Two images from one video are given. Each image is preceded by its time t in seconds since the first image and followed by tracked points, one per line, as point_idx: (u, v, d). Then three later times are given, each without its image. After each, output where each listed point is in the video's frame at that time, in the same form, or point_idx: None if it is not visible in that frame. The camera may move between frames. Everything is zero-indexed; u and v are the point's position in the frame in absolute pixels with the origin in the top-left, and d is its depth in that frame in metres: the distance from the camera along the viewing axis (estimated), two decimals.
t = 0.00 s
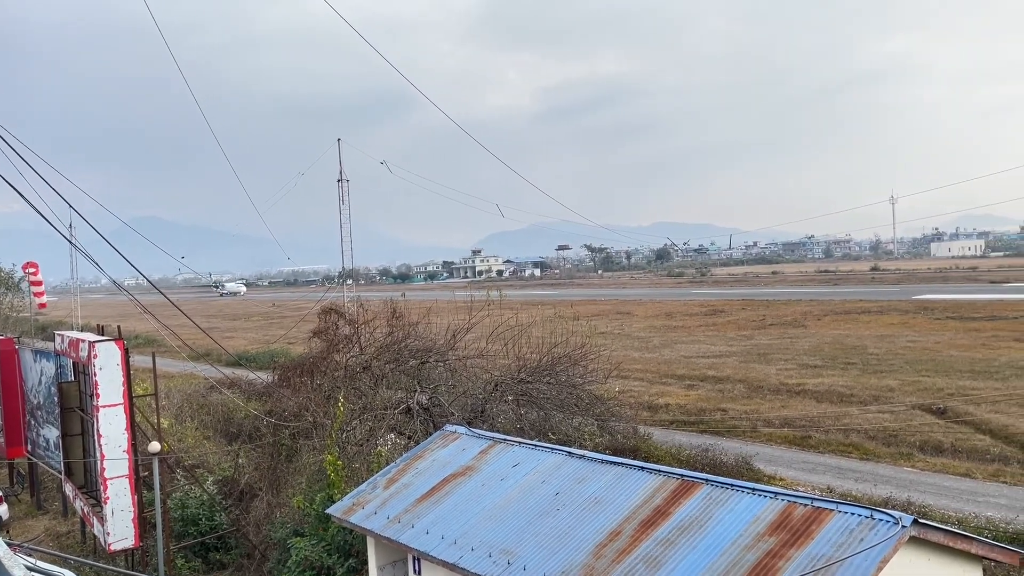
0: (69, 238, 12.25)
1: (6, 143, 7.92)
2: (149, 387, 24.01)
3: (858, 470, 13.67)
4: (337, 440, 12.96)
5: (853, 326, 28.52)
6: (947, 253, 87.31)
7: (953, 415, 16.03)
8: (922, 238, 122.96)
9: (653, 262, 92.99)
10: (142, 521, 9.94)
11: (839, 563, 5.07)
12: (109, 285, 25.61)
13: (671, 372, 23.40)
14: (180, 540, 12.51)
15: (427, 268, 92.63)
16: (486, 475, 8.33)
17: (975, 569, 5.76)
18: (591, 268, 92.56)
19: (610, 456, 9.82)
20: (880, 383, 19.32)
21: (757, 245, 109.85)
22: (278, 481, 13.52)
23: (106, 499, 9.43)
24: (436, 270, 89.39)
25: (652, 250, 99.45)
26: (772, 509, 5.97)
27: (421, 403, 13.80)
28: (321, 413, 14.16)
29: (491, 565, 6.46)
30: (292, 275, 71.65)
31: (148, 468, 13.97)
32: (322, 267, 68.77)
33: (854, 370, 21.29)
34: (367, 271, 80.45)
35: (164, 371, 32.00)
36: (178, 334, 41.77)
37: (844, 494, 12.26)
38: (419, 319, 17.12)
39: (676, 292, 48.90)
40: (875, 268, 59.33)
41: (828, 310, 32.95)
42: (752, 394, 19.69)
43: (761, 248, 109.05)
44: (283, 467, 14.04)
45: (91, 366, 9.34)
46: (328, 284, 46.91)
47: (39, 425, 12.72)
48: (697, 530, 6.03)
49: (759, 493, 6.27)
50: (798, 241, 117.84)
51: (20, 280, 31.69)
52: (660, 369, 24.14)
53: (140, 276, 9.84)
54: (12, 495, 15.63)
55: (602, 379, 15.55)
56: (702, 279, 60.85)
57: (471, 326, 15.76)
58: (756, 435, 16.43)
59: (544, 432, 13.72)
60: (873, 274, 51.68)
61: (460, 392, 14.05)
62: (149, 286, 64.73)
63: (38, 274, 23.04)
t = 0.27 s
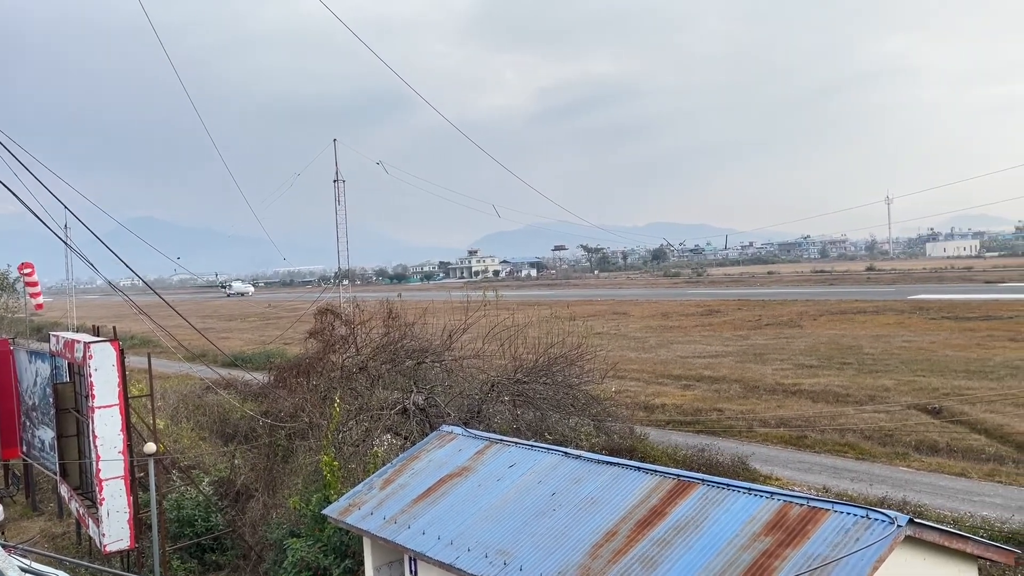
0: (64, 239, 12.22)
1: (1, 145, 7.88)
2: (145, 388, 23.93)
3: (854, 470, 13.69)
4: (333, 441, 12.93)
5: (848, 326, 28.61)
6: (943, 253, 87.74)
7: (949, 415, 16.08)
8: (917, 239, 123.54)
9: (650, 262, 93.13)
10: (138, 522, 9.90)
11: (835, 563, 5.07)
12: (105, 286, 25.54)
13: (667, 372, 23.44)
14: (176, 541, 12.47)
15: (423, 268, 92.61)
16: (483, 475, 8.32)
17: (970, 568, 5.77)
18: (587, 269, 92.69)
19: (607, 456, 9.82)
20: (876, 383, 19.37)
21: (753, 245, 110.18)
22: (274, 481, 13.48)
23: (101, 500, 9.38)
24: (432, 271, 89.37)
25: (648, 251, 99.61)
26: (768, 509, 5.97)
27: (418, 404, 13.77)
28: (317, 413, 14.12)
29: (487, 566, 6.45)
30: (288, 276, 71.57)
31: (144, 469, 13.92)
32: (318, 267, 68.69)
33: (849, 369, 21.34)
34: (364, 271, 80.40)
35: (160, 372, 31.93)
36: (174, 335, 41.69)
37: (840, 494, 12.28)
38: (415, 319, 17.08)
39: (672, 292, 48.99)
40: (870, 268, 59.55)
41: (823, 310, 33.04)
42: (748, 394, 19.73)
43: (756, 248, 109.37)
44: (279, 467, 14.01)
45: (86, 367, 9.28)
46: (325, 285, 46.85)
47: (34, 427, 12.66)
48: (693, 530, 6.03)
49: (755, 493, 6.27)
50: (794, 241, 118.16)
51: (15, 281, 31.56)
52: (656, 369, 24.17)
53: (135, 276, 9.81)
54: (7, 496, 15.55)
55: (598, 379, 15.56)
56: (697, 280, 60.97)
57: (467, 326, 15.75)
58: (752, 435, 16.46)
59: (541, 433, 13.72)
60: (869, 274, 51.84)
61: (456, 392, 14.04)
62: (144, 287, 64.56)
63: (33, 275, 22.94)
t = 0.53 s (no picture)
0: (58, 240, 12.16)
1: None
2: (140, 389, 23.85)
3: (849, 470, 13.72)
4: (329, 442, 12.89)
5: (844, 326, 28.69)
6: (937, 253, 88.07)
7: (943, 414, 16.13)
8: (912, 239, 124.00)
9: (646, 263, 93.27)
10: (133, 523, 9.85)
11: (830, 562, 5.07)
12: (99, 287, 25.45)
13: (663, 372, 23.47)
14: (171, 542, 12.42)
15: (419, 269, 92.48)
16: (479, 475, 8.30)
17: (964, 568, 5.79)
18: (583, 269, 92.79)
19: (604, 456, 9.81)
20: (871, 383, 19.44)
21: (748, 246, 110.43)
22: (270, 482, 13.44)
23: (96, 502, 9.33)
24: (428, 271, 89.29)
25: (644, 251, 99.77)
26: (763, 509, 5.97)
27: (414, 405, 13.74)
28: (313, 414, 14.08)
29: (483, 566, 6.44)
30: (284, 276, 71.40)
31: (139, 470, 13.86)
32: (314, 268, 68.54)
33: (845, 370, 21.41)
34: (359, 272, 80.28)
35: (155, 373, 31.83)
36: (169, 336, 41.56)
37: (835, 494, 12.30)
38: (411, 319, 17.05)
39: (668, 293, 49.08)
40: (865, 269, 59.74)
41: (819, 310, 33.13)
42: (744, 394, 19.77)
43: (752, 249, 109.57)
44: (275, 468, 13.96)
45: (81, 368, 9.23)
46: (320, 285, 46.77)
47: (29, 428, 12.60)
48: (688, 530, 6.03)
49: (751, 493, 6.27)
50: (789, 241, 118.44)
51: (9, 282, 31.40)
52: (652, 370, 24.19)
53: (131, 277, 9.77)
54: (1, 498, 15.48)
55: (594, 380, 15.56)
56: (693, 280, 61.11)
57: (463, 327, 15.73)
58: (747, 435, 16.49)
59: (537, 433, 13.71)
60: (864, 275, 51.99)
61: (453, 393, 14.02)
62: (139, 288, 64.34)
63: (28, 275, 22.82)
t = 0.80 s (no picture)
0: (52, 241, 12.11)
1: None
2: (134, 390, 23.73)
3: (844, 471, 13.75)
4: (324, 443, 12.84)
5: (839, 327, 28.77)
6: (931, 254, 88.49)
7: (937, 415, 16.19)
8: (906, 240, 124.53)
9: (641, 263, 93.42)
10: (127, 525, 9.79)
11: (825, 563, 5.07)
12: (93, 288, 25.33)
13: (658, 373, 23.49)
14: (166, 544, 12.35)
15: (415, 270, 92.33)
16: (474, 476, 8.29)
17: (958, 567, 5.80)
18: (579, 270, 92.89)
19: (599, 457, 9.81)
20: (865, 383, 19.50)
21: (743, 246, 110.75)
22: (265, 484, 13.38)
23: (90, 503, 9.28)
24: (424, 272, 89.21)
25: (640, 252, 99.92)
26: (758, 509, 5.97)
27: (409, 406, 13.72)
28: (308, 415, 14.04)
29: (478, 567, 6.42)
30: (279, 277, 71.22)
31: (133, 471, 13.80)
32: (309, 269, 68.37)
33: (840, 370, 21.47)
34: (355, 273, 80.13)
35: (149, 374, 31.70)
36: (163, 337, 41.40)
37: (830, 494, 12.32)
38: (406, 320, 17.03)
39: (663, 294, 49.13)
40: (860, 270, 59.96)
41: (813, 311, 33.22)
42: (739, 395, 19.80)
43: (747, 249, 109.83)
44: (269, 470, 13.91)
45: (75, 369, 9.17)
46: (315, 286, 46.65)
47: (23, 429, 12.53)
48: (683, 531, 6.03)
49: (745, 493, 6.27)
50: (784, 242, 118.81)
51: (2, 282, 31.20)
52: (648, 370, 24.20)
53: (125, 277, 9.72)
54: None
55: (589, 380, 15.56)
56: (688, 281, 61.25)
57: (458, 328, 15.72)
58: (743, 436, 16.52)
59: (532, 434, 13.69)
60: (858, 276, 52.19)
61: (448, 394, 13.99)
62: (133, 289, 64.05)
63: (23, 276, 22.66)
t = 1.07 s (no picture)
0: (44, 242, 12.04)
1: None
2: (127, 392, 23.63)
3: (838, 472, 13.77)
4: (318, 444, 12.78)
5: (833, 328, 28.87)
6: (924, 256, 88.94)
7: (930, 416, 16.26)
8: (899, 241, 125.14)
9: (636, 264, 93.60)
10: (121, 527, 9.72)
11: (819, 564, 5.06)
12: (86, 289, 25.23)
13: (653, 374, 23.51)
14: (159, 546, 12.26)
15: (410, 271, 92.18)
16: (469, 478, 8.26)
17: (951, 569, 5.81)
18: (574, 271, 92.99)
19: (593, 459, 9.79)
20: (858, 385, 19.57)
21: (737, 247, 111.09)
22: (259, 485, 13.31)
23: (83, 506, 9.20)
24: (418, 273, 89.12)
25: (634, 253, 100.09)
26: (752, 511, 5.97)
27: (403, 407, 13.67)
28: (301, 417, 13.98)
29: (472, 569, 6.39)
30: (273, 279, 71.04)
31: (126, 473, 13.71)
32: (303, 270, 68.21)
33: (833, 371, 21.55)
34: (349, 274, 79.99)
35: (143, 375, 31.57)
36: (157, 338, 41.24)
37: (824, 495, 12.34)
38: (401, 322, 17.00)
39: (657, 295, 49.21)
40: (854, 271, 60.21)
41: (807, 312, 33.33)
42: (733, 396, 19.84)
43: (741, 250, 110.15)
44: (263, 472, 13.84)
45: (68, 371, 9.11)
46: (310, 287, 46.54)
47: (15, 431, 12.43)
48: (677, 532, 6.02)
49: (739, 495, 6.27)
50: (778, 244, 119.15)
51: None
52: (642, 372, 24.22)
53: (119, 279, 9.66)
54: None
55: (584, 382, 15.55)
56: (683, 282, 61.39)
57: (453, 329, 15.69)
58: (737, 437, 16.55)
59: (526, 436, 13.67)
60: (852, 277, 52.41)
61: (442, 395, 13.96)
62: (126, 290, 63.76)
63: (15, 277, 22.55)
